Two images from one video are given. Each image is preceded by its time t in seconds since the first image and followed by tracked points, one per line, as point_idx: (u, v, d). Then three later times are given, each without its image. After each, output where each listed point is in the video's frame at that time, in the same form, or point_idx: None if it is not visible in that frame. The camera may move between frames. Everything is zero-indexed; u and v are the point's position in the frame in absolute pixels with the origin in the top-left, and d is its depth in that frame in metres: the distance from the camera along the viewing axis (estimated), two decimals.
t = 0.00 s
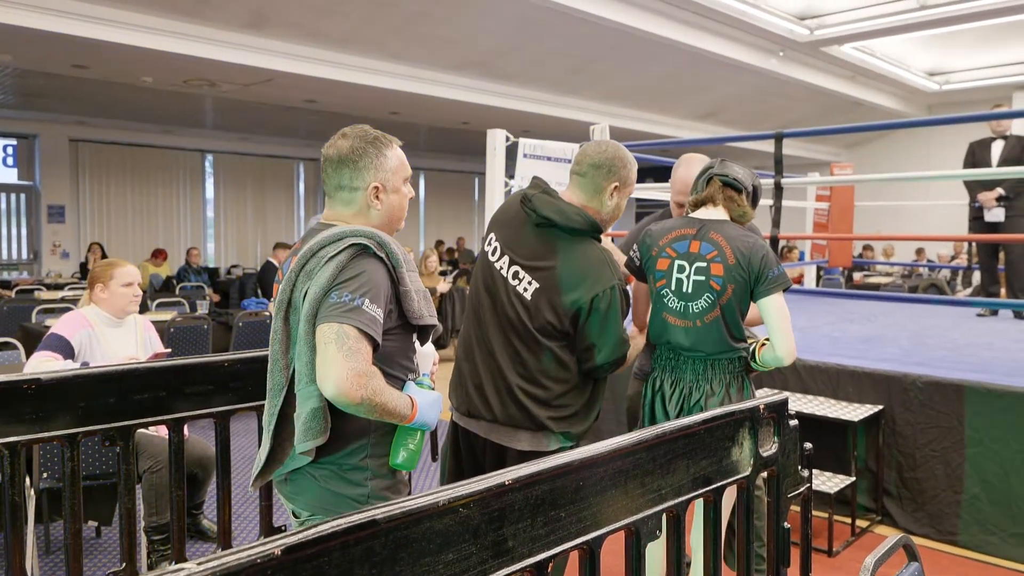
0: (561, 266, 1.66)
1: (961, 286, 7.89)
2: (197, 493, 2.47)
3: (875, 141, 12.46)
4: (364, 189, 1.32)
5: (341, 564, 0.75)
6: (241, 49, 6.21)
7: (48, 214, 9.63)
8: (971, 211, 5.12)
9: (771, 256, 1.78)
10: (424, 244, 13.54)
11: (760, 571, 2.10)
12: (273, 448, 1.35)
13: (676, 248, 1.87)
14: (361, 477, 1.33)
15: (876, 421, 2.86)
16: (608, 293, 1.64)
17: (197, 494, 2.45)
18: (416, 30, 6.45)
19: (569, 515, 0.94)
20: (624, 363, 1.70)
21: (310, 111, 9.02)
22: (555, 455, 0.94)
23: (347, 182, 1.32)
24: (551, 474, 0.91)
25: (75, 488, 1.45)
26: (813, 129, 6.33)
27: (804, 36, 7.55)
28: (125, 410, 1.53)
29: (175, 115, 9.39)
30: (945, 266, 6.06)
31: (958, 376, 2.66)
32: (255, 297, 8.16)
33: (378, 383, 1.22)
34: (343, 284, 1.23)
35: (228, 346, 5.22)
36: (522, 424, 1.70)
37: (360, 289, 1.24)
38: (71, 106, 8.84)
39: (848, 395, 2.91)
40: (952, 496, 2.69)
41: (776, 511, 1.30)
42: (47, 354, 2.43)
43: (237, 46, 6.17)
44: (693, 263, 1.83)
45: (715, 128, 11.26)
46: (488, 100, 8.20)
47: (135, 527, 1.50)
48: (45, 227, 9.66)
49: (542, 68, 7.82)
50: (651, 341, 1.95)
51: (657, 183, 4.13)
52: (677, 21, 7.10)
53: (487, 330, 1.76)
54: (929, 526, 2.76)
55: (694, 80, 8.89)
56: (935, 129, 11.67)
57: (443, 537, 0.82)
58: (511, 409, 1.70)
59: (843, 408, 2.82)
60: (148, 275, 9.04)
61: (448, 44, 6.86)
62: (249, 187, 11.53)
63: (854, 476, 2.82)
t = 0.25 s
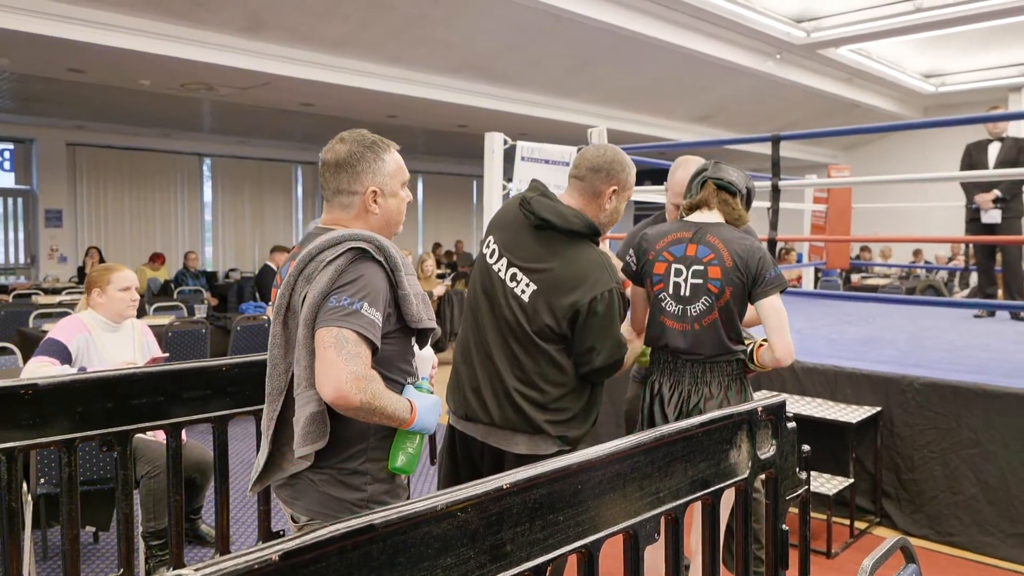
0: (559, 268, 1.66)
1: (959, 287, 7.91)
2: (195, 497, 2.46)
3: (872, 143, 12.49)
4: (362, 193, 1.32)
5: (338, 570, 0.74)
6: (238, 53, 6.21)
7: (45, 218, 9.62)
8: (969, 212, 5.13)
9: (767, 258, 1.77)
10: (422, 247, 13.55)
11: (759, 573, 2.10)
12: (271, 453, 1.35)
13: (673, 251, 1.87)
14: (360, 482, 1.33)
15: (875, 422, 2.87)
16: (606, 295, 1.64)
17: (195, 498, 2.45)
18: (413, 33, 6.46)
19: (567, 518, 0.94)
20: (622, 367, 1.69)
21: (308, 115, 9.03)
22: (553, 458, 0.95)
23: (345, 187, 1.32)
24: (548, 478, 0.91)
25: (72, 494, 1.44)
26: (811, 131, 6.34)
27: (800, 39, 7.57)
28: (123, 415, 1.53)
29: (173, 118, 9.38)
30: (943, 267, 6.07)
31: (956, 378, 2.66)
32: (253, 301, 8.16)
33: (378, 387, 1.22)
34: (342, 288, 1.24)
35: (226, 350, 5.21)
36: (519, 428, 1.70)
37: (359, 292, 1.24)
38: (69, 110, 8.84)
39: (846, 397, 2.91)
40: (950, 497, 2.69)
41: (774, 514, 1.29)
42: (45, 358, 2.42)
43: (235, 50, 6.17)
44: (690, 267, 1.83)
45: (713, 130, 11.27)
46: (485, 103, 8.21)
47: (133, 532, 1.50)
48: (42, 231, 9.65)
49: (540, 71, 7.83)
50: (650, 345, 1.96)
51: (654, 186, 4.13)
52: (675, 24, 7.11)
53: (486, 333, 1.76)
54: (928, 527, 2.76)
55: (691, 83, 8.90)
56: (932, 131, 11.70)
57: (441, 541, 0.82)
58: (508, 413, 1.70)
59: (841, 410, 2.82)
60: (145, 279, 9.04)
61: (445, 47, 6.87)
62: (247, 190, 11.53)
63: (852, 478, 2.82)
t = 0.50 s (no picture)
0: (556, 269, 1.67)
1: (956, 288, 7.93)
2: (193, 500, 2.46)
3: (869, 144, 12.52)
4: (359, 195, 1.32)
5: (335, 571, 0.75)
6: (235, 55, 6.21)
7: (42, 222, 9.61)
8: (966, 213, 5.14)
9: (776, 262, 1.80)
10: (420, 249, 13.55)
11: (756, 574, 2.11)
12: (269, 455, 1.35)
13: (680, 254, 1.86)
14: (358, 484, 1.33)
15: (872, 424, 2.87)
16: (604, 295, 1.64)
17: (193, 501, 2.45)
18: (411, 36, 6.47)
19: (564, 520, 0.95)
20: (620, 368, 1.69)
21: (305, 117, 9.03)
22: (551, 460, 0.95)
23: (343, 190, 1.32)
24: (546, 480, 0.92)
25: (69, 498, 1.44)
26: (808, 132, 6.35)
27: (797, 41, 7.58)
28: (119, 419, 1.53)
29: (170, 121, 9.38)
30: (940, 269, 6.08)
31: (953, 379, 2.67)
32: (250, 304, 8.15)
33: (375, 390, 1.22)
34: (339, 291, 1.24)
35: (223, 353, 5.21)
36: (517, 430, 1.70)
37: (356, 295, 1.24)
38: (65, 113, 8.83)
39: (844, 398, 2.92)
40: (947, 498, 2.70)
41: (771, 515, 1.30)
42: (42, 361, 2.42)
43: (232, 53, 6.18)
44: (699, 270, 1.82)
45: (710, 132, 11.29)
46: (483, 106, 8.22)
47: (130, 536, 1.50)
48: (39, 234, 9.63)
49: (537, 74, 7.85)
50: (651, 346, 1.95)
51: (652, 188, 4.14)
52: (671, 26, 7.13)
53: (484, 335, 1.76)
54: (925, 528, 2.76)
55: (688, 84, 8.92)
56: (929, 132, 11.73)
57: (437, 543, 0.82)
58: (507, 414, 1.70)
59: (838, 411, 2.83)
60: (143, 282, 9.02)
61: (443, 50, 6.88)
62: (244, 193, 11.52)
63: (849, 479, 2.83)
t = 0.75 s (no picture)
0: (553, 268, 1.67)
1: (953, 288, 7.95)
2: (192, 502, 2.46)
3: (866, 144, 12.54)
4: (358, 198, 1.33)
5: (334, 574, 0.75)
6: (232, 58, 6.21)
7: (39, 225, 9.59)
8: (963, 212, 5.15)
9: (779, 265, 1.82)
10: (418, 251, 13.55)
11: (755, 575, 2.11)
12: (267, 457, 1.35)
13: (684, 259, 1.85)
14: (357, 486, 1.33)
15: (870, 423, 2.88)
16: (599, 295, 1.64)
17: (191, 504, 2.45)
18: (408, 37, 6.48)
19: (562, 521, 0.95)
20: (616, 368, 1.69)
21: (303, 119, 9.03)
22: (550, 461, 0.95)
23: (341, 192, 1.32)
24: (544, 481, 0.92)
25: (67, 500, 1.44)
26: (805, 132, 6.36)
27: (794, 41, 7.60)
28: (117, 421, 1.52)
29: (168, 123, 9.37)
30: (937, 268, 6.09)
31: (950, 378, 2.68)
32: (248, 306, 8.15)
33: (374, 392, 1.22)
34: (337, 293, 1.24)
35: (221, 355, 5.20)
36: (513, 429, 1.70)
37: (354, 297, 1.24)
38: (62, 115, 8.81)
39: (842, 398, 2.92)
40: (946, 497, 2.70)
41: (769, 515, 1.30)
42: (39, 365, 2.42)
43: (229, 55, 6.18)
44: (704, 274, 1.82)
45: (708, 132, 11.30)
46: (480, 107, 8.22)
47: (128, 538, 1.50)
48: (36, 237, 9.62)
49: (534, 75, 7.86)
50: (653, 350, 1.94)
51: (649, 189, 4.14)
52: (669, 27, 7.14)
53: (481, 334, 1.76)
54: (924, 528, 2.76)
55: (685, 85, 8.93)
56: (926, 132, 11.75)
57: (435, 544, 0.82)
58: (504, 414, 1.71)
59: (836, 410, 2.83)
60: (141, 284, 9.01)
61: (440, 51, 6.88)
62: (242, 195, 11.52)
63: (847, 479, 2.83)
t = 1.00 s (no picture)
0: (544, 267, 1.67)
1: (952, 290, 7.96)
2: (190, 503, 2.46)
3: (865, 146, 12.56)
4: (358, 199, 1.33)
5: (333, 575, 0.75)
6: (231, 59, 6.21)
7: (38, 225, 9.59)
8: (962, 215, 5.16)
9: (772, 263, 1.80)
10: (417, 252, 13.56)
11: None
12: (267, 458, 1.35)
13: (676, 261, 1.87)
14: (357, 487, 1.33)
15: (868, 426, 2.88)
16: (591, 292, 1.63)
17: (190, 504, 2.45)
18: (407, 39, 6.48)
19: (561, 523, 0.95)
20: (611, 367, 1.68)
21: (302, 120, 9.03)
22: (548, 462, 0.95)
23: (342, 193, 1.33)
24: (543, 482, 0.92)
25: (66, 501, 1.44)
26: (804, 133, 6.38)
27: (793, 43, 7.61)
28: (116, 422, 1.52)
29: (167, 124, 9.37)
30: (936, 270, 6.10)
31: (948, 380, 2.68)
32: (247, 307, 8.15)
33: (373, 393, 1.22)
34: (337, 294, 1.24)
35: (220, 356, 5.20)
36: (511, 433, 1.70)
37: (354, 298, 1.24)
38: (61, 116, 8.81)
39: (840, 400, 2.92)
40: (944, 500, 2.71)
41: (768, 517, 1.30)
42: (37, 365, 2.42)
43: (228, 56, 6.18)
44: (697, 276, 1.83)
45: (706, 134, 11.31)
46: (479, 108, 8.23)
47: (127, 539, 1.50)
48: (35, 238, 9.61)
49: (534, 76, 7.86)
50: (652, 353, 1.95)
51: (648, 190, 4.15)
52: (668, 29, 7.15)
53: (477, 337, 1.77)
54: (922, 530, 2.77)
55: (684, 87, 8.94)
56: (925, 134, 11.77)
57: (434, 545, 0.82)
58: (502, 415, 1.71)
59: (834, 413, 2.83)
60: (140, 285, 9.00)
61: (440, 52, 6.89)
62: (241, 196, 11.52)
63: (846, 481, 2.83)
